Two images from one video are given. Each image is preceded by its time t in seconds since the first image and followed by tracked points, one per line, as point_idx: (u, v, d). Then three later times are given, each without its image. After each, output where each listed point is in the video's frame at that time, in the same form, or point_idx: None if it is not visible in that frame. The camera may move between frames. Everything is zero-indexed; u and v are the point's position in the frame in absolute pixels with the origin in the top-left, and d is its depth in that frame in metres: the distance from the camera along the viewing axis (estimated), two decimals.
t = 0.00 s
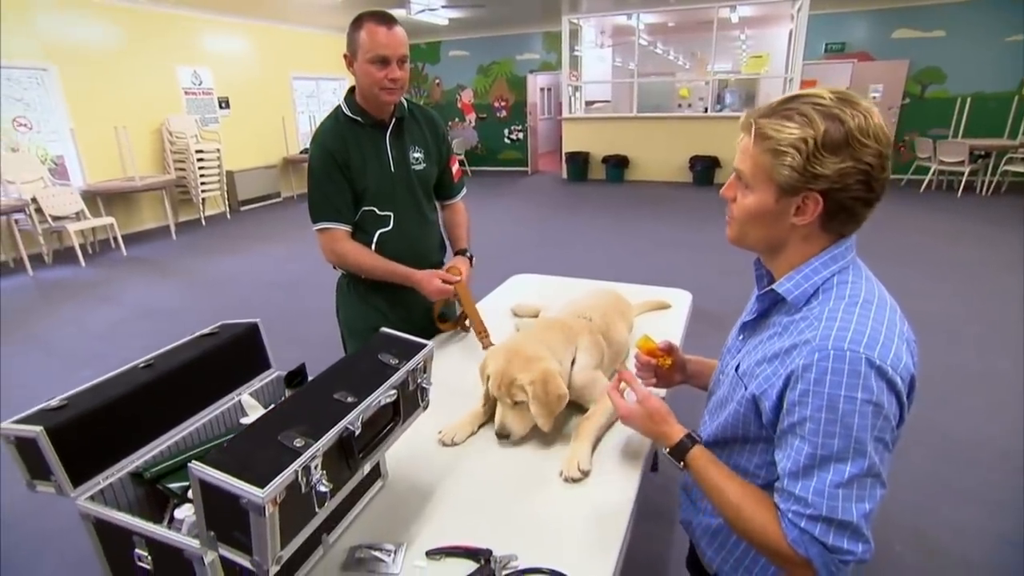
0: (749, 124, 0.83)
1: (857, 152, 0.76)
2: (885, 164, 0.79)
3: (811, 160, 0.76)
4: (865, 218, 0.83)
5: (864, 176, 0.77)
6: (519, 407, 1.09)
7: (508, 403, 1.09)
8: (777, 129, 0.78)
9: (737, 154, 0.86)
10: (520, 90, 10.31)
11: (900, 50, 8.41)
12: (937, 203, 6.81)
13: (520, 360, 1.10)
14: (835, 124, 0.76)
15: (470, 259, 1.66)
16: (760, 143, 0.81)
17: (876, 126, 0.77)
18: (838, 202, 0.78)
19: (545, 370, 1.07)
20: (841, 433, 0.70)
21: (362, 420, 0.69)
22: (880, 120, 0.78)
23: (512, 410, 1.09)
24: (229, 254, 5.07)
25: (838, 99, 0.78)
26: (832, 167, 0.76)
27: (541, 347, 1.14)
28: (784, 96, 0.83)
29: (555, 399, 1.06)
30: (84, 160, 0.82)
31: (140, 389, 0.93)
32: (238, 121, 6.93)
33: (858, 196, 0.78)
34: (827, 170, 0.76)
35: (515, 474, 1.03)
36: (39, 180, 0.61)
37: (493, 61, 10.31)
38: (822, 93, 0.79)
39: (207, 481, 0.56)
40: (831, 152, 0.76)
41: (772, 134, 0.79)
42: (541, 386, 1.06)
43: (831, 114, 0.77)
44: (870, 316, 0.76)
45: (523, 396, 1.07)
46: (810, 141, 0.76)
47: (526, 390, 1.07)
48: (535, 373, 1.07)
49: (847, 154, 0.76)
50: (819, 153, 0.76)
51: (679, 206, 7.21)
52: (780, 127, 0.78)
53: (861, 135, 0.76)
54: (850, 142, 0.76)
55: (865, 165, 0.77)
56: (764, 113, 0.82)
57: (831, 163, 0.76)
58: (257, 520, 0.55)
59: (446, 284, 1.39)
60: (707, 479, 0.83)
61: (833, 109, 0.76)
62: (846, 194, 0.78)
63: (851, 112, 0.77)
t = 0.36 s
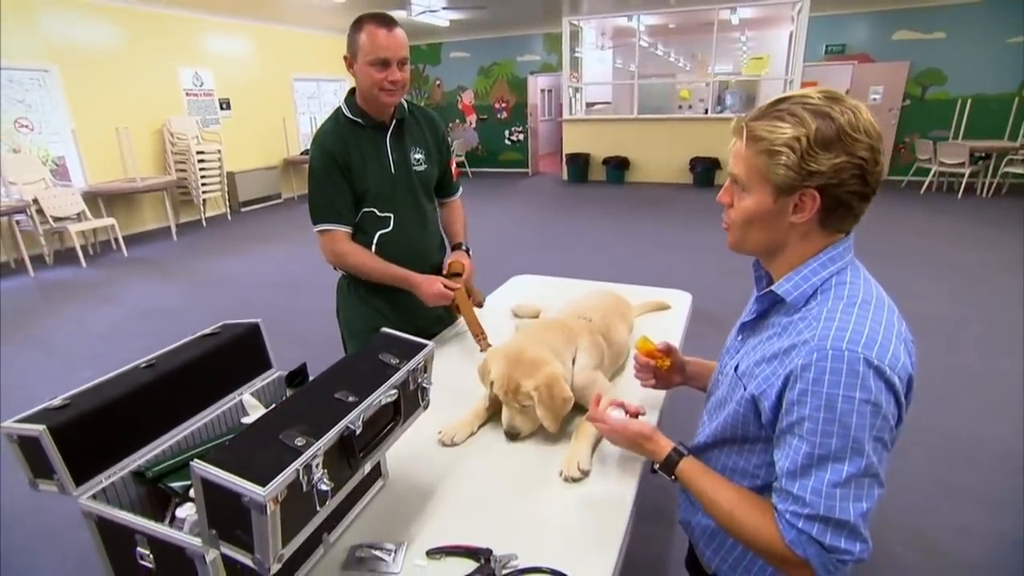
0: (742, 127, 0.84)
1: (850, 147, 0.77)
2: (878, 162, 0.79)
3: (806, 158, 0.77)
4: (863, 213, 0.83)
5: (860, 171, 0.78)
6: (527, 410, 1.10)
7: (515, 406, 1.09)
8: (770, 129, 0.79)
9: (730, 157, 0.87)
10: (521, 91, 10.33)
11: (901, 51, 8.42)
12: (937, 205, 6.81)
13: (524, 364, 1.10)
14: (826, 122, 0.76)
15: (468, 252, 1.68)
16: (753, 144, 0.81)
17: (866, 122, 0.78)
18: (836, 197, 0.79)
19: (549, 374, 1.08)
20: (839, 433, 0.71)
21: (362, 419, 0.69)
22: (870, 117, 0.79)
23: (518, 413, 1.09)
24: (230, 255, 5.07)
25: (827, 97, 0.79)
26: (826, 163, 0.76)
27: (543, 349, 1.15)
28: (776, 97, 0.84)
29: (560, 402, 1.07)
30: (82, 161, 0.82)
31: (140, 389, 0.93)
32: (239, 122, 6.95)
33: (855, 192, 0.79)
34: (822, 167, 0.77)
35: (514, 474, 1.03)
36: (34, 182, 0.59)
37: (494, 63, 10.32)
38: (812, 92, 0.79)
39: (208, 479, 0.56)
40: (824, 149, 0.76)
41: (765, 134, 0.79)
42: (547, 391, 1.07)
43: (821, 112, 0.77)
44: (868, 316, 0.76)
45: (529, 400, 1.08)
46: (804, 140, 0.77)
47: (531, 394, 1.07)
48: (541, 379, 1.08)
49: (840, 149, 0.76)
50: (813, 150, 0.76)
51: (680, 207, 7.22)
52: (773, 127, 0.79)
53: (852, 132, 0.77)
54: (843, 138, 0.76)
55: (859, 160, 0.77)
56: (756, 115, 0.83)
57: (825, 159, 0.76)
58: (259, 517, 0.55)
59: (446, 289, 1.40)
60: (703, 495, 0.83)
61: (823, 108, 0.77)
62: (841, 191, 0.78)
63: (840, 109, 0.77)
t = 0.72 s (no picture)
0: (754, 120, 0.83)
1: (861, 148, 0.76)
2: (888, 163, 0.78)
3: (815, 156, 0.76)
4: (867, 215, 0.82)
5: (868, 174, 0.77)
6: (520, 415, 1.08)
7: (509, 410, 1.08)
8: (781, 125, 0.78)
9: (740, 151, 0.85)
10: (520, 88, 10.32)
11: (901, 50, 8.42)
12: (937, 203, 6.81)
13: (521, 367, 1.09)
14: (840, 121, 0.75)
15: (467, 249, 1.68)
16: (764, 139, 0.80)
17: (881, 123, 0.77)
18: (842, 197, 0.78)
19: (548, 379, 1.07)
20: (835, 427, 0.69)
21: (363, 417, 0.68)
22: (885, 119, 0.78)
23: (511, 418, 1.08)
24: (229, 252, 5.05)
25: (844, 95, 0.78)
26: (836, 163, 0.76)
27: (541, 352, 1.14)
28: (790, 92, 0.82)
29: (556, 407, 1.06)
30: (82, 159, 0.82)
31: (139, 387, 0.92)
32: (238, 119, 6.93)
33: (862, 194, 0.78)
34: (830, 167, 0.76)
35: (511, 472, 1.02)
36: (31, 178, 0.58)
37: (493, 60, 10.30)
38: (828, 90, 0.78)
39: (208, 478, 0.56)
40: (834, 149, 0.75)
41: (776, 129, 0.78)
42: (544, 395, 1.06)
43: (835, 110, 0.76)
44: (868, 312, 0.75)
45: (525, 405, 1.07)
46: (815, 138, 0.76)
47: (527, 399, 1.06)
48: (538, 382, 1.06)
49: (851, 150, 0.76)
50: (824, 149, 0.76)
51: (680, 205, 7.21)
52: (784, 122, 0.78)
53: (865, 133, 0.76)
54: (855, 138, 0.75)
55: (869, 162, 0.77)
56: (768, 109, 0.82)
57: (834, 160, 0.76)
58: (259, 517, 0.55)
59: (447, 288, 1.40)
60: (690, 471, 0.82)
61: (838, 106, 0.76)
62: (849, 191, 0.78)
63: (856, 109, 0.76)
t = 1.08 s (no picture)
0: (744, 132, 0.81)
1: (863, 145, 0.74)
2: (891, 156, 0.77)
3: (819, 159, 0.74)
4: (873, 213, 0.81)
5: (874, 168, 0.75)
6: (517, 410, 1.05)
7: (505, 404, 1.05)
8: (778, 132, 0.76)
9: (735, 162, 0.83)
10: (513, 86, 10.29)
11: (890, 50, 8.49)
12: (927, 202, 6.86)
13: (521, 359, 1.07)
14: (835, 121, 0.74)
15: (463, 249, 1.65)
16: (760, 148, 0.78)
17: (877, 117, 0.75)
18: (850, 196, 0.76)
19: (548, 370, 1.05)
20: (851, 435, 0.68)
21: (358, 427, 0.65)
22: (880, 112, 0.76)
23: (509, 412, 1.05)
24: (219, 250, 4.98)
25: (833, 94, 0.76)
26: (840, 163, 0.73)
27: (542, 346, 1.11)
28: (777, 97, 0.81)
29: (557, 400, 1.04)
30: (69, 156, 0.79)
31: (123, 394, 0.89)
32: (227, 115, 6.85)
33: (869, 189, 0.76)
34: (837, 167, 0.74)
35: (509, 478, 1.00)
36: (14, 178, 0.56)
37: (485, 57, 10.26)
38: (816, 90, 0.77)
39: (195, 494, 0.52)
40: (836, 149, 0.73)
41: (773, 138, 0.76)
42: (545, 387, 1.04)
43: (828, 110, 0.74)
44: (881, 316, 0.73)
45: (524, 397, 1.04)
46: (814, 141, 0.74)
47: (527, 391, 1.04)
48: (538, 374, 1.04)
49: (853, 148, 0.74)
50: (825, 151, 0.73)
51: (673, 203, 7.21)
52: (781, 129, 0.76)
53: (863, 128, 0.74)
54: (854, 136, 0.73)
55: (873, 156, 0.75)
56: (758, 118, 0.80)
57: (840, 160, 0.73)
58: (249, 536, 0.52)
59: (441, 289, 1.37)
60: (716, 476, 0.78)
61: (830, 105, 0.74)
62: (858, 188, 0.76)
63: (848, 106, 0.75)
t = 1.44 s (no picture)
0: (746, 154, 0.77)
1: (876, 149, 0.71)
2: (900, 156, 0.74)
3: (835, 170, 0.70)
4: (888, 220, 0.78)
5: (890, 169, 0.72)
6: (516, 409, 1.01)
7: (505, 403, 1.01)
8: (787, 150, 0.72)
9: (741, 186, 0.79)
10: (502, 83, 10.22)
11: (876, 53, 8.57)
12: (912, 203, 6.93)
13: (524, 358, 1.03)
14: (842, 129, 0.70)
15: (458, 253, 1.60)
16: (767, 168, 0.74)
17: (881, 119, 0.72)
18: (871, 203, 0.73)
19: (555, 370, 1.01)
20: (888, 463, 0.65)
21: (358, 452, 0.61)
22: (883, 113, 0.73)
23: (508, 409, 1.01)
24: (202, 247, 4.87)
25: (831, 102, 0.73)
26: (858, 171, 0.70)
27: (546, 348, 1.08)
28: (774, 112, 0.77)
29: (561, 400, 1.00)
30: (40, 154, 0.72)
31: (101, 414, 0.84)
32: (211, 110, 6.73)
33: (888, 190, 0.73)
34: (854, 175, 0.70)
35: (514, 493, 0.96)
36: None
37: (474, 54, 10.18)
38: (811, 100, 0.74)
39: (180, 533, 0.48)
40: (850, 157, 0.70)
41: (782, 157, 0.72)
42: (549, 385, 1.00)
43: (831, 118, 0.71)
44: (911, 334, 0.71)
45: (527, 393, 1.00)
46: (828, 154, 0.70)
47: (530, 387, 1.00)
48: (543, 371, 1.01)
49: (867, 153, 0.70)
50: (840, 161, 0.70)
51: (663, 203, 7.21)
52: (788, 147, 0.72)
53: (871, 133, 0.71)
54: (865, 141, 0.70)
55: (887, 158, 0.72)
56: (756, 139, 0.76)
57: (855, 167, 0.70)
58: None
59: (436, 294, 1.33)
60: (731, 505, 0.77)
61: (833, 114, 0.71)
62: (878, 193, 0.73)
63: (851, 111, 0.72)
